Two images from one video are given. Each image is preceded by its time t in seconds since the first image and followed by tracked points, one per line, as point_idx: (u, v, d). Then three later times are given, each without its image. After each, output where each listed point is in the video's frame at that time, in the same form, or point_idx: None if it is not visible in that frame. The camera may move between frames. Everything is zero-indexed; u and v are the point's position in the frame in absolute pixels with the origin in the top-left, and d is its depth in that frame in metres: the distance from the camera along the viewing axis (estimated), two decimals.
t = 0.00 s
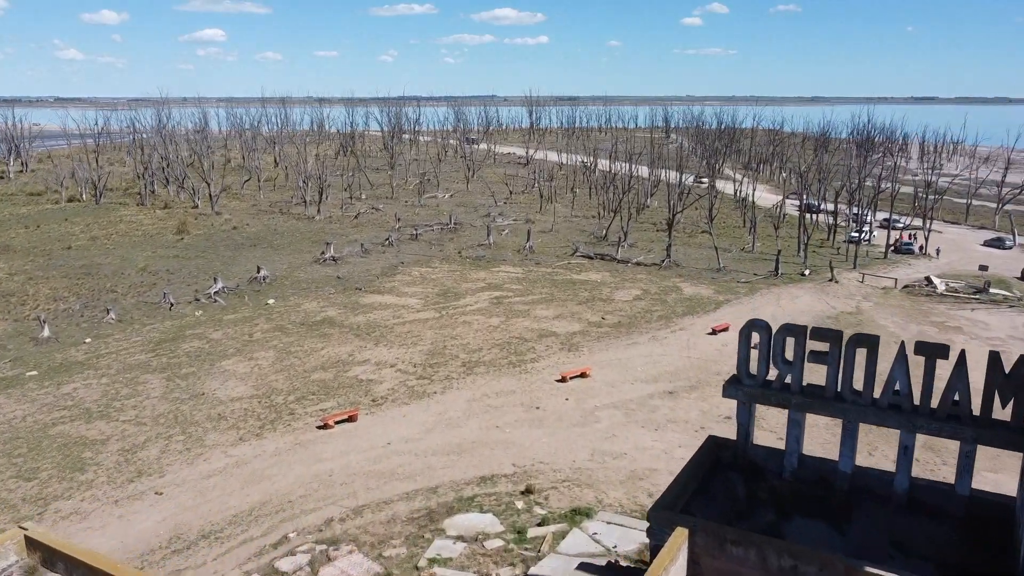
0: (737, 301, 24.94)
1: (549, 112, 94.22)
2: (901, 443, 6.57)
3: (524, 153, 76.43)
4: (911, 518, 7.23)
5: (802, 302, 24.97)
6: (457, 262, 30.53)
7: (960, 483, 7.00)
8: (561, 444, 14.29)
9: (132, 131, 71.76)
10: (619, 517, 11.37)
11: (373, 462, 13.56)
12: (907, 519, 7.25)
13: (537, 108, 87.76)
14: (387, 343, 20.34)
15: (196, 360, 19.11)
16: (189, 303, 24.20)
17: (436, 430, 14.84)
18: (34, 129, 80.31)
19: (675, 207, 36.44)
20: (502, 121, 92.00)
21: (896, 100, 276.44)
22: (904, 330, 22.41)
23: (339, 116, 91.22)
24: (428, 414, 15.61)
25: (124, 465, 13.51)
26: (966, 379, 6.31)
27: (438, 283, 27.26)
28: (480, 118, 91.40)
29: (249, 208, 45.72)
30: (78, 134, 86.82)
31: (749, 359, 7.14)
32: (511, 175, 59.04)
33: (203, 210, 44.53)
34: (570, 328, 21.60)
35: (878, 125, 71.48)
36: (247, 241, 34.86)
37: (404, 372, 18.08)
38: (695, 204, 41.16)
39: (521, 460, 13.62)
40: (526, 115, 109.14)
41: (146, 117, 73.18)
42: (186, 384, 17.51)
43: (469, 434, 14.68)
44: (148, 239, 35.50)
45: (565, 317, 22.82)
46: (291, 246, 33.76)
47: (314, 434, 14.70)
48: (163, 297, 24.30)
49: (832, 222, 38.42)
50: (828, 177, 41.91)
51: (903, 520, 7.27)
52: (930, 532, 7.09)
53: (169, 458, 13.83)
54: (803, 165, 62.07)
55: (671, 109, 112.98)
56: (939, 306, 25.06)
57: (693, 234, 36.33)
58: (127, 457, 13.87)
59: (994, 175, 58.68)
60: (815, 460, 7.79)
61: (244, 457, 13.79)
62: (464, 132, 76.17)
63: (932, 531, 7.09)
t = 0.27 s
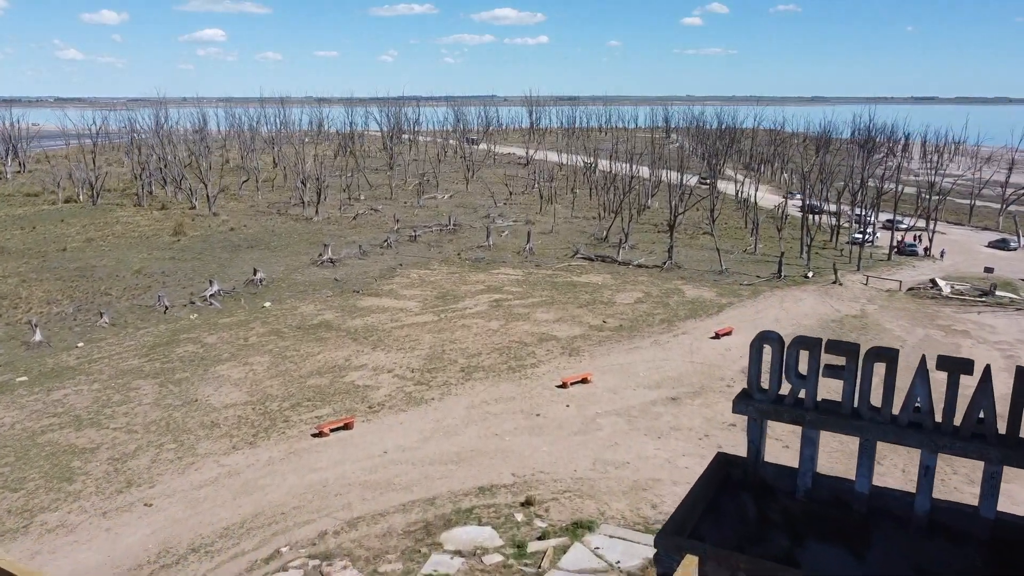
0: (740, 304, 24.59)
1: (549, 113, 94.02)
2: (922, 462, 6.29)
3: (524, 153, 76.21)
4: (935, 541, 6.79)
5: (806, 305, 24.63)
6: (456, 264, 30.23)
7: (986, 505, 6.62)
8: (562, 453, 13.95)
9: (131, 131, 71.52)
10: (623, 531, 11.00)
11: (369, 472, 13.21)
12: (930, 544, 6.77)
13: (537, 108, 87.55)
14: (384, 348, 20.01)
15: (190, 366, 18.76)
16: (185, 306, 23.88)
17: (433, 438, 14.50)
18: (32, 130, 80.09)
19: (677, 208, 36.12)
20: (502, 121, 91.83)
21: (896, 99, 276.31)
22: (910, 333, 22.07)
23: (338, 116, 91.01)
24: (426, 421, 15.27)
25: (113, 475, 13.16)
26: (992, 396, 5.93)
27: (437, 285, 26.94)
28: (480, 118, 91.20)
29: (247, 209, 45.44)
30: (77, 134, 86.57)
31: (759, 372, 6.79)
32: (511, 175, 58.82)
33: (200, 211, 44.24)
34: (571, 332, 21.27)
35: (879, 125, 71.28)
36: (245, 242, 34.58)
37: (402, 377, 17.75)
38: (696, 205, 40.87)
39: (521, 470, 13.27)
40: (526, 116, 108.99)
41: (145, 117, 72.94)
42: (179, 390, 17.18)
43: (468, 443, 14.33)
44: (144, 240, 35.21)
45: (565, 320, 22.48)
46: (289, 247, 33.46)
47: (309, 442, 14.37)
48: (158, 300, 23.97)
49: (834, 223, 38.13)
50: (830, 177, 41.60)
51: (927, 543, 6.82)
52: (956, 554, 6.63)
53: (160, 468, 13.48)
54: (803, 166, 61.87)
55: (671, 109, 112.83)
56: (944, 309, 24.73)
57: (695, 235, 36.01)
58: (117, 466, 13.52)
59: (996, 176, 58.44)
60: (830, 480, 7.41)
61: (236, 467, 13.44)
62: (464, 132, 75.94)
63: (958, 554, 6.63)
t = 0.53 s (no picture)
0: (743, 307, 24.25)
1: (549, 112, 93.68)
2: (946, 485, 6.21)
3: (524, 154, 75.86)
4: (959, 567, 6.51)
5: (810, 308, 24.29)
6: (456, 266, 29.90)
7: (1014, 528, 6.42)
8: (563, 462, 13.60)
9: (129, 131, 71.14)
10: (627, 545, 10.65)
11: (365, 482, 12.87)
12: (953, 570, 6.48)
13: (538, 108, 87.23)
14: (382, 352, 19.68)
15: (184, 371, 18.41)
16: (180, 309, 23.53)
17: (432, 446, 14.15)
18: (31, 130, 79.75)
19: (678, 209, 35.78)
20: (502, 122, 91.50)
21: (896, 99, 276.04)
22: (916, 337, 21.73)
23: (338, 116, 90.69)
24: (424, 428, 14.93)
25: (102, 486, 12.80)
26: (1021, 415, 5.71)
27: (436, 288, 26.60)
28: (480, 118, 90.89)
29: (245, 209, 45.11)
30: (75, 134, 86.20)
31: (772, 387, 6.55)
32: (511, 176, 58.51)
33: (198, 212, 43.91)
34: (572, 336, 20.93)
35: (880, 125, 70.98)
36: (242, 244, 34.23)
37: (399, 383, 17.40)
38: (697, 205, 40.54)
39: (521, 480, 12.93)
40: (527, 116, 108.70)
41: (143, 117, 72.56)
42: (172, 396, 16.82)
43: (467, 452, 13.98)
44: (141, 242, 34.87)
45: (566, 324, 22.13)
46: (287, 249, 33.12)
47: (304, 451, 14.02)
48: (153, 304, 23.61)
49: (837, 224, 37.81)
50: (832, 177, 41.28)
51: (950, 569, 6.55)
52: None
53: (150, 478, 13.12)
54: (805, 166, 61.58)
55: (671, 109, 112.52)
56: (951, 311, 24.38)
57: (696, 236, 35.67)
58: (106, 476, 13.16)
59: (998, 176, 58.12)
60: (847, 502, 7.14)
61: (229, 477, 13.09)
62: (464, 132, 75.60)
63: None
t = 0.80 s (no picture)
0: (747, 310, 23.91)
1: (549, 113, 93.22)
2: (975, 511, 6.85)
3: (523, 154, 75.42)
4: None
5: (814, 311, 23.95)
6: (455, 268, 29.53)
7: None
8: (565, 472, 13.25)
9: (126, 132, 70.72)
10: (631, 561, 10.30)
11: (360, 493, 12.52)
12: None
13: (538, 108, 86.81)
14: (379, 357, 19.32)
15: (178, 376, 18.06)
16: (175, 313, 23.18)
17: (429, 456, 13.81)
18: (28, 130, 79.30)
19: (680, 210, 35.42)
20: (502, 122, 91.07)
21: (897, 100, 275.55)
22: (923, 341, 21.38)
23: (337, 116, 90.28)
24: (422, 437, 14.58)
25: (90, 497, 12.45)
26: None
27: (434, 290, 26.23)
28: (479, 119, 90.45)
29: (243, 211, 44.73)
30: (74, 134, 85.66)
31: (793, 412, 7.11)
32: (511, 177, 58.14)
33: (195, 213, 43.53)
34: (573, 340, 20.59)
35: (883, 125, 70.53)
36: (239, 246, 33.85)
37: (397, 389, 17.05)
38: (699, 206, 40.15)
39: (521, 490, 12.58)
40: (527, 116, 108.23)
41: (141, 117, 72.12)
42: (164, 403, 16.47)
43: (465, 461, 13.63)
44: (137, 244, 34.50)
45: (567, 328, 21.77)
46: (284, 251, 32.74)
47: (298, 461, 13.66)
48: (147, 307, 23.25)
49: (840, 225, 37.42)
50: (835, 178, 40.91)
51: None
52: None
53: (139, 489, 12.77)
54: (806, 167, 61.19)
55: (672, 109, 112.09)
56: (957, 315, 24.02)
57: (698, 238, 35.31)
58: (95, 487, 12.81)
59: (1002, 176, 57.64)
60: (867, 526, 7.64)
61: (221, 487, 12.73)
62: (463, 132, 75.15)
63: None
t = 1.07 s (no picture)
0: (750, 313, 23.55)
1: (550, 113, 92.80)
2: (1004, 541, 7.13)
3: (523, 155, 75.00)
4: None
5: (818, 314, 23.59)
6: (454, 270, 29.16)
7: None
8: (566, 482, 12.90)
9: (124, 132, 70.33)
10: None
11: (355, 505, 12.15)
12: None
13: (538, 108, 86.39)
14: (376, 362, 18.96)
15: (171, 382, 17.70)
16: (169, 316, 22.81)
17: (427, 465, 13.45)
18: (26, 131, 78.92)
19: (681, 211, 35.07)
20: (502, 122, 90.63)
21: (897, 100, 275.09)
22: (929, 345, 21.01)
23: (337, 116, 89.87)
24: (419, 445, 14.22)
25: (77, 509, 12.10)
26: None
27: (433, 293, 25.87)
28: (479, 118, 90.01)
29: (240, 212, 44.33)
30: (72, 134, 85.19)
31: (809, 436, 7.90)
32: (510, 177, 57.77)
33: (192, 214, 43.15)
34: (574, 344, 20.23)
35: (884, 125, 70.16)
36: (236, 247, 33.49)
37: (394, 395, 16.68)
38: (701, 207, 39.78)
39: (521, 502, 12.23)
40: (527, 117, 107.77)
41: (139, 117, 71.72)
42: (156, 410, 16.11)
43: (464, 471, 13.27)
44: (132, 245, 34.14)
45: (567, 331, 21.40)
46: (281, 253, 32.37)
47: (292, 470, 13.30)
48: (141, 310, 22.88)
49: (842, 227, 37.07)
50: (838, 179, 40.56)
51: None
52: None
53: (128, 500, 12.42)
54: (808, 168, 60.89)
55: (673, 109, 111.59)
56: (963, 318, 23.66)
57: (700, 240, 34.96)
58: (82, 498, 12.45)
59: (1005, 177, 57.30)
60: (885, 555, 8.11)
61: (212, 499, 12.37)
62: (462, 132, 74.69)
63: None
